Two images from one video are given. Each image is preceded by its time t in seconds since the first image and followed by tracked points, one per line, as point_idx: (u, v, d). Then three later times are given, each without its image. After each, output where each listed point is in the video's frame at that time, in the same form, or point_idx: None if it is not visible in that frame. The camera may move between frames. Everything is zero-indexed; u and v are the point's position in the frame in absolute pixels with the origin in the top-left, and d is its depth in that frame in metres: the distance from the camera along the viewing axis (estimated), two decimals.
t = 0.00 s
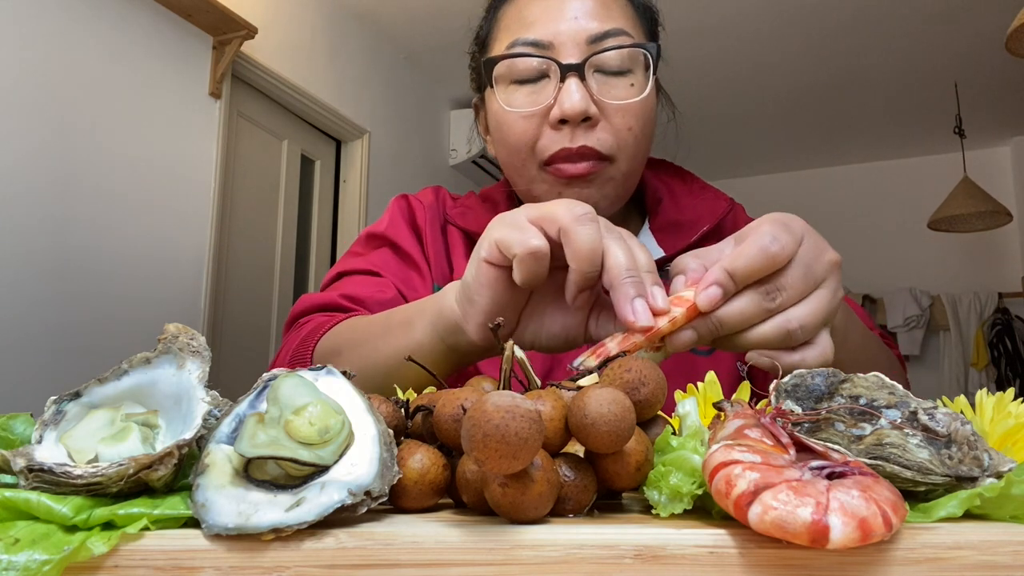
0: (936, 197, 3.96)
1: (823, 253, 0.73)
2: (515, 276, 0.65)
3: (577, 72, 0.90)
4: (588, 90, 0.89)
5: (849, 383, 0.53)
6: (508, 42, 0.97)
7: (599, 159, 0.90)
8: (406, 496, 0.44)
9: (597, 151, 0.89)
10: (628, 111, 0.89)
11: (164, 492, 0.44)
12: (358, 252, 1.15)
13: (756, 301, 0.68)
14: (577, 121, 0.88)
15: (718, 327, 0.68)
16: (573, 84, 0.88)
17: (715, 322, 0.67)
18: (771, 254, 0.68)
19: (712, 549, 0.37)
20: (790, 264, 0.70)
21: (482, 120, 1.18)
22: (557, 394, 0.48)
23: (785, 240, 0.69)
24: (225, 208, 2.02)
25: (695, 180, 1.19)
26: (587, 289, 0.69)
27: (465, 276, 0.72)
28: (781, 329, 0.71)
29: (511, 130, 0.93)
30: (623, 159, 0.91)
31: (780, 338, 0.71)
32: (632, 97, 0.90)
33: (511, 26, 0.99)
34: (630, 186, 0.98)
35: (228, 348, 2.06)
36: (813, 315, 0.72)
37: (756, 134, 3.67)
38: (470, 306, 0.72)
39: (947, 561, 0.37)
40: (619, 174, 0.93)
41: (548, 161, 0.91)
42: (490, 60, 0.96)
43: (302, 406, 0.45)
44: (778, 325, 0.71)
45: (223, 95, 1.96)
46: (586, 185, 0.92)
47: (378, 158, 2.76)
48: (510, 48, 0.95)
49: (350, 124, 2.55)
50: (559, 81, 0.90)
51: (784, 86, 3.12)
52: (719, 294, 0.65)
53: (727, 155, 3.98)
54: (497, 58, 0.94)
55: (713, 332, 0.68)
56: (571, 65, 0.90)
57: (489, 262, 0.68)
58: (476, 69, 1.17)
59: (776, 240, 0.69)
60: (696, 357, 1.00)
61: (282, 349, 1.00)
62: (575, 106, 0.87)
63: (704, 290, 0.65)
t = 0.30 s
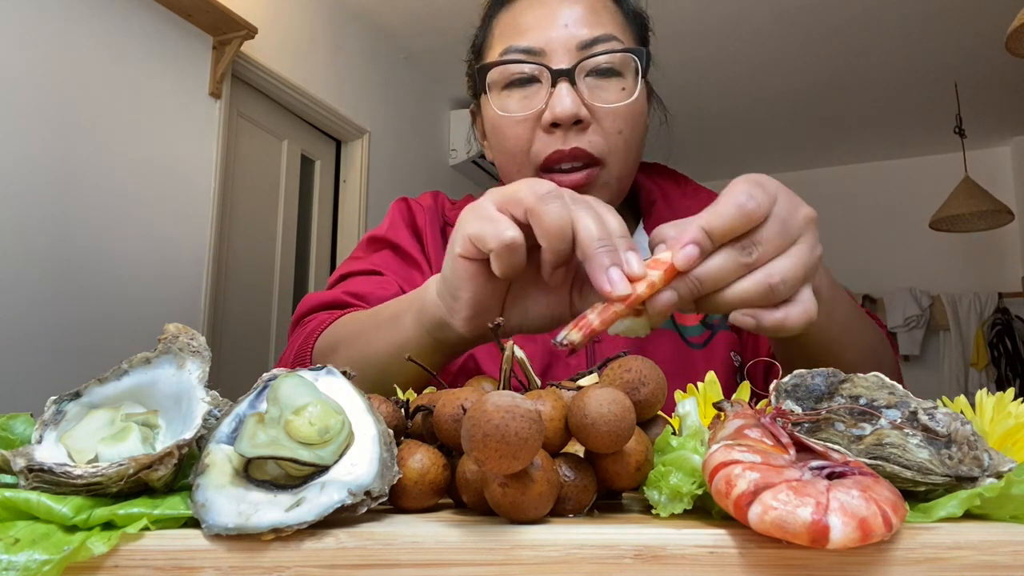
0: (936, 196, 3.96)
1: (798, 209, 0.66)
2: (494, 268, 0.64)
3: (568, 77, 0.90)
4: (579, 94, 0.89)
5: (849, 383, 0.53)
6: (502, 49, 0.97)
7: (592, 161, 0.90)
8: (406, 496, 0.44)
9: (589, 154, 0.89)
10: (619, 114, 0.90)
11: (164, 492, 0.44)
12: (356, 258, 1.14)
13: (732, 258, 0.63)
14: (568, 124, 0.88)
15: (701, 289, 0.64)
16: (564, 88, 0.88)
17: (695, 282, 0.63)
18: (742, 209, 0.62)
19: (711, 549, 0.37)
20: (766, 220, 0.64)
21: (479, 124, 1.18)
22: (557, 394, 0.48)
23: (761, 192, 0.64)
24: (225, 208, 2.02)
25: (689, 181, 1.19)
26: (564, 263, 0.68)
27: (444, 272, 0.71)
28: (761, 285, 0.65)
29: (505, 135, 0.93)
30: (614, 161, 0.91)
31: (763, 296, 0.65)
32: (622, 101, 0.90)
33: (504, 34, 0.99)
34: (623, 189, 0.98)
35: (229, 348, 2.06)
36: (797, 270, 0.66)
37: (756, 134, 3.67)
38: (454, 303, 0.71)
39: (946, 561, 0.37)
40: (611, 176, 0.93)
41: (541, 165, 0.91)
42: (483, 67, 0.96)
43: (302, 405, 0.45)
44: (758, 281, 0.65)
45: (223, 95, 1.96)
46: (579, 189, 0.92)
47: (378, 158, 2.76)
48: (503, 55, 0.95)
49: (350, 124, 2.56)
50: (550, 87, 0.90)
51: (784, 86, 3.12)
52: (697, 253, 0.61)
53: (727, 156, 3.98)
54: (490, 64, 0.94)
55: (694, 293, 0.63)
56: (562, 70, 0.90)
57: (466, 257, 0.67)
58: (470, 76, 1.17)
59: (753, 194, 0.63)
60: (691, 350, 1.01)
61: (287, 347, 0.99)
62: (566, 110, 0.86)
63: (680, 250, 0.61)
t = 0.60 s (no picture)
0: (936, 196, 3.96)
1: (716, 186, 0.60)
2: (413, 272, 0.65)
3: (555, 78, 0.90)
4: (565, 95, 0.89)
5: (849, 383, 0.53)
6: (491, 50, 0.97)
7: (577, 159, 0.89)
8: (406, 496, 0.44)
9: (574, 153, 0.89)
10: (606, 115, 0.89)
11: (164, 492, 0.44)
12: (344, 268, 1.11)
13: (642, 235, 0.58)
14: (555, 124, 0.88)
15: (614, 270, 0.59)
16: (550, 90, 0.89)
17: (603, 261, 0.58)
18: (650, 182, 0.57)
19: (712, 549, 0.37)
20: (680, 196, 0.59)
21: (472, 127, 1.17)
22: (557, 394, 0.48)
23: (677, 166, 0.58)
24: (226, 208, 2.02)
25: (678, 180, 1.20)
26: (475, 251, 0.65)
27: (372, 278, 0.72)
28: (673, 265, 0.58)
29: (495, 135, 0.94)
30: (601, 160, 0.91)
31: (678, 279, 0.59)
32: (609, 101, 0.90)
33: (495, 37, 0.99)
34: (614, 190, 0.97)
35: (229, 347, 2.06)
36: (716, 250, 0.59)
37: (756, 134, 3.67)
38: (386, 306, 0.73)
39: (947, 561, 0.37)
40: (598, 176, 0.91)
41: (528, 164, 0.91)
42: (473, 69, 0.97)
43: (302, 406, 0.45)
44: (670, 261, 0.58)
45: (223, 95, 1.96)
46: (566, 187, 0.91)
47: (378, 158, 2.76)
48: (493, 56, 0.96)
49: (351, 124, 2.56)
50: (537, 88, 0.91)
51: (784, 86, 3.12)
52: (605, 230, 0.57)
53: (727, 156, 3.98)
54: (479, 66, 0.95)
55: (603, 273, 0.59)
56: (548, 71, 0.90)
57: (382, 264, 0.68)
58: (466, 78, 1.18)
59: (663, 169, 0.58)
60: (679, 349, 1.03)
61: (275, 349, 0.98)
62: (551, 110, 0.87)
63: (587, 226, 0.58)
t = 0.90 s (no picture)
0: (936, 196, 3.96)
1: (663, 187, 0.60)
2: (349, 280, 0.66)
3: (531, 57, 0.95)
4: (542, 73, 0.93)
5: (849, 383, 0.53)
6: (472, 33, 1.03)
7: (554, 136, 0.93)
8: (406, 496, 0.44)
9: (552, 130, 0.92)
10: (581, 93, 0.94)
11: (164, 492, 0.44)
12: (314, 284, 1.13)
13: (588, 232, 0.57)
14: (531, 102, 0.92)
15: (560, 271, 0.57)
16: (527, 69, 0.93)
17: (546, 257, 0.57)
18: (595, 171, 0.56)
19: (712, 549, 0.37)
20: (625, 195, 0.58)
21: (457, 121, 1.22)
22: (556, 394, 0.48)
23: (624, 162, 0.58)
24: (225, 207, 2.02)
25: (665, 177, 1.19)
26: (410, 262, 0.65)
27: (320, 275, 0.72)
28: (623, 268, 0.56)
29: (475, 115, 0.98)
30: (579, 138, 0.94)
31: (626, 279, 0.57)
32: (584, 80, 0.95)
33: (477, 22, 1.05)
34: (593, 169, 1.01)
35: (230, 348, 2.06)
36: (663, 251, 0.57)
37: (756, 134, 3.67)
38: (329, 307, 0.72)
39: (947, 561, 0.37)
40: (576, 154, 0.95)
41: (506, 142, 0.95)
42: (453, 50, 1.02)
43: (302, 406, 0.45)
44: (622, 264, 0.56)
45: (223, 95, 1.96)
46: (543, 163, 0.95)
47: (378, 158, 2.76)
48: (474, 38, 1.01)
49: (351, 124, 2.56)
50: (514, 67, 0.95)
51: (784, 86, 3.12)
52: (558, 223, 0.58)
53: (727, 156, 3.98)
54: (461, 46, 1.00)
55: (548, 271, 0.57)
56: (525, 50, 0.95)
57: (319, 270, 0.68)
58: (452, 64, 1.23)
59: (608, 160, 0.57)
60: (664, 348, 1.05)
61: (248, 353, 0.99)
62: (528, 88, 0.91)
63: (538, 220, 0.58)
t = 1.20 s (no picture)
0: (937, 196, 3.96)
1: (632, 192, 0.60)
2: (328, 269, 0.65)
3: (510, 42, 0.97)
4: (521, 58, 0.95)
5: (849, 383, 0.52)
6: (451, 22, 1.05)
7: (535, 122, 0.95)
8: (405, 496, 0.44)
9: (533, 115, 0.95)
10: (561, 77, 0.96)
11: (164, 492, 0.44)
12: (284, 281, 1.20)
13: (556, 249, 0.57)
14: (511, 87, 0.94)
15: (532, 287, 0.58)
16: (506, 54, 0.95)
17: (517, 274, 0.57)
18: (565, 189, 0.56)
19: (712, 549, 0.37)
20: (597, 205, 0.57)
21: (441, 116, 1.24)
22: (556, 394, 0.48)
23: (594, 174, 0.57)
24: (226, 208, 2.02)
25: (651, 170, 1.18)
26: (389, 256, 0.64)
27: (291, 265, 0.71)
28: (589, 273, 0.57)
29: (456, 103, 1.00)
30: (559, 123, 0.96)
31: (593, 287, 0.57)
32: (563, 64, 0.97)
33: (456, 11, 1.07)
34: (576, 155, 1.02)
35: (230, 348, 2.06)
36: (631, 256, 0.58)
37: (756, 134, 3.67)
38: (298, 295, 0.71)
39: (947, 561, 0.37)
40: (558, 139, 0.97)
41: (486, 128, 0.97)
42: (433, 38, 1.04)
43: (302, 405, 0.45)
44: (588, 269, 0.57)
45: (223, 95, 1.96)
46: (524, 151, 0.96)
47: (378, 158, 2.76)
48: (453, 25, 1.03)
49: (351, 124, 2.55)
50: (494, 53, 0.97)
51: (784, 87, 3.12)
52: (529, 242, 0.58)
53: (727, 156, 3.98)
54: (441, 34, 1.02)
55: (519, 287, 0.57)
56: (503, 35, 0.97)
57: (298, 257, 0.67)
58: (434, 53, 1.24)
59: (579, 176, 0.56)
60: (650, 343, 1.05)
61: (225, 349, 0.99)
62: (507, 73, 0.93)
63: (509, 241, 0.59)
